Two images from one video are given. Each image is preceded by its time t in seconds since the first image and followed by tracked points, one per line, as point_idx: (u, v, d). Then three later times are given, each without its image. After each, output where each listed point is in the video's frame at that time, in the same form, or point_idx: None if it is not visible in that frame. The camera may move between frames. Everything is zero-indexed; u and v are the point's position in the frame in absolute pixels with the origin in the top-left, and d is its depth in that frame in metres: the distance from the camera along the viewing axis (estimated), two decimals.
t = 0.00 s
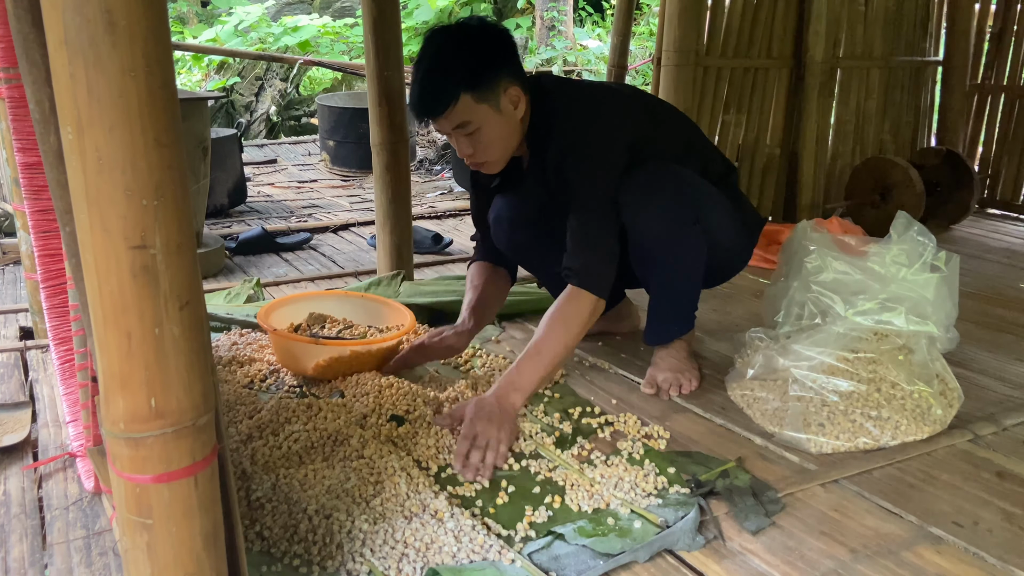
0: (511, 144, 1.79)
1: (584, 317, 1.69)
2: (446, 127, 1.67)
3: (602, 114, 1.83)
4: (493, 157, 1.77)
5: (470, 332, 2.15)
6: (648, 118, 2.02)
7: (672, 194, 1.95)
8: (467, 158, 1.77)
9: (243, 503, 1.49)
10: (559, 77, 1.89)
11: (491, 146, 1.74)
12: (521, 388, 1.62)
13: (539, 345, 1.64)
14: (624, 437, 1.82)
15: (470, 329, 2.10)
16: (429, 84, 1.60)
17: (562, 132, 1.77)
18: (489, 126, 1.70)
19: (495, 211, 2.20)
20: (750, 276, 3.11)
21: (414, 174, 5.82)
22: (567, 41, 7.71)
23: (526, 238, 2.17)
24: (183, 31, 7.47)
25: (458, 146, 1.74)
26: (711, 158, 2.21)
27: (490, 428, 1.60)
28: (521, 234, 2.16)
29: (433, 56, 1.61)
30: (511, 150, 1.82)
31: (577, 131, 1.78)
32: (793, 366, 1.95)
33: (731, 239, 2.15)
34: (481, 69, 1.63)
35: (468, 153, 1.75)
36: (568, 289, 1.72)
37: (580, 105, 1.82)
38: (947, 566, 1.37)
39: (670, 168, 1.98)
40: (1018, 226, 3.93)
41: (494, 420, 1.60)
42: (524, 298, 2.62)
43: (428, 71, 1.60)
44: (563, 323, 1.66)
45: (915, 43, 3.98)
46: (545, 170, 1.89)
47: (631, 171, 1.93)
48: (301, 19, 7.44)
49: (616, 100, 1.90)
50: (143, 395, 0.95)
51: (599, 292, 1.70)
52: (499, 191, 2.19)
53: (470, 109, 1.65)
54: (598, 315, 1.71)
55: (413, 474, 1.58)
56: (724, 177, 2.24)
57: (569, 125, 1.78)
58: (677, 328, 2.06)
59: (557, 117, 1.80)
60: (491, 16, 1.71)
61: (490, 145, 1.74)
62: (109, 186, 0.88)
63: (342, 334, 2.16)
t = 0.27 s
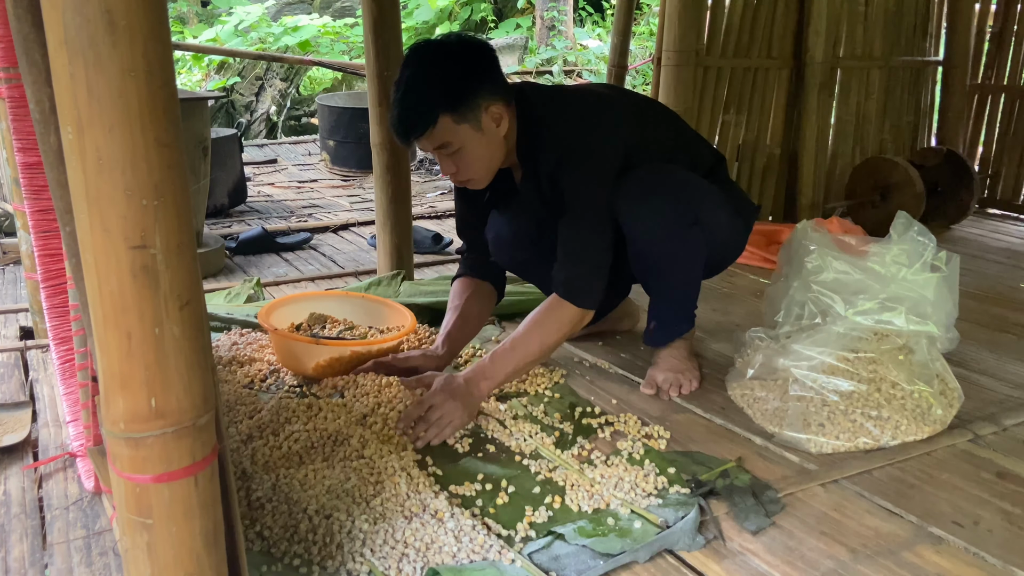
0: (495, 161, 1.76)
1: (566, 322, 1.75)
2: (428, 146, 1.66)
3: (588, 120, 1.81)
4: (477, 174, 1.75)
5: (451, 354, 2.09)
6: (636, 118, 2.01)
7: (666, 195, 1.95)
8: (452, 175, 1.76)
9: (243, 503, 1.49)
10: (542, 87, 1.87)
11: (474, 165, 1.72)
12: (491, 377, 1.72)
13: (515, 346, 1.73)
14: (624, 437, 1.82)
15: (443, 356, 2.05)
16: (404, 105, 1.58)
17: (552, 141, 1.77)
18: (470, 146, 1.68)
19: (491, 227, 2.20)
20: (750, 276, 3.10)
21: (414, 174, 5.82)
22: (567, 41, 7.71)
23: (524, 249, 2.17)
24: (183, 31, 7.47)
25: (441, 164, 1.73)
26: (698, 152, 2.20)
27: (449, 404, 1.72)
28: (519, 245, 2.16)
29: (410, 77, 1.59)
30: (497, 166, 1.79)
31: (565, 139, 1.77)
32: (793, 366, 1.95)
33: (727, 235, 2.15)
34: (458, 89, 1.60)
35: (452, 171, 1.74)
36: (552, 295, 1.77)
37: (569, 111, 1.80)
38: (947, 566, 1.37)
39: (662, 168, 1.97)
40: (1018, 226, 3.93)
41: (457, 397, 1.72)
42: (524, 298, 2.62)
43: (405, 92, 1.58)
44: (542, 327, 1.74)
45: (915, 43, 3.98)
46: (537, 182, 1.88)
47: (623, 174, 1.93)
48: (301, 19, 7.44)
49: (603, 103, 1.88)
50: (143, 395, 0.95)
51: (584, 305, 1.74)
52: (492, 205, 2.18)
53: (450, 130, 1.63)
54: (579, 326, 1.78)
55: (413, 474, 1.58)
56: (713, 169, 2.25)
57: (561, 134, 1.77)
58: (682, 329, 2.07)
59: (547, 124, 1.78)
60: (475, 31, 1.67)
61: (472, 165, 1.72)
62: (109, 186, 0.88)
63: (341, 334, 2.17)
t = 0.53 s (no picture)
0: (492, 154, 1.78)
1: (566, 316, 1.77)
2: (426, 137, 1.68)
3: (590, 118, 1.81)
4: (474, 167, 1.77)
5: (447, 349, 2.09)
6: (639, 116, 2.00)
7: (667, 193, 1.95)
8: (450, 166, 1.77)
9: (243, 502, 1.49)
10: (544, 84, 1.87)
11: (471, 157, 1.74)
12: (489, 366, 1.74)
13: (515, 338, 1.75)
14: (624, 437, 1.82)
15: (442, 354, 2.04)
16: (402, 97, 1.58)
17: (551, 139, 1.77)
18: (467, 139, 1.69)
19: (491, 225, 2.21)
20: (750, 276, 3.10)
21: (414, 174, 5.82)
22: (567, 41, 7.70)
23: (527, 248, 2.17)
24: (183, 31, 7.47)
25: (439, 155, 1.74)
26: (699, 151, 2.19)
27: (445, 390, 1.74)
28: (521, 244, 2.17)
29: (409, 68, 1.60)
30: (494, 158, 1.81)
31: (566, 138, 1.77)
32: (793, 366, 1.95)
33: (728, 235, 2.15)
34: (457, 81, 1.61)
35: (450, 163, 1.75)
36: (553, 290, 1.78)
37: (570, 109, 1.81)
38: (947, 566, 1.37)
39: (665, 167, 1.97)
40: (1018, 226, 3.93)
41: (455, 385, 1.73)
42: (524, 298, 2.62)
43: (404, 84, 1.59)
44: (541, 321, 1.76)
45: (915, 43, 3.98)
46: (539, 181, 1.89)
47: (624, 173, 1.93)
48: (301, 19, 7.44)
49: (606, 101, 1.88)
50: (143, 395, 0.95)
51: (585, 301, 1.76)
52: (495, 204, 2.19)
53: (447, 122, 1.64)
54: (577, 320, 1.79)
55: (413, 474, 1.58)
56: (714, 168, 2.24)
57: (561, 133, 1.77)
58: (681, 331, 2.06)
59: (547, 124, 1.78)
60: (474, 23, 1.68)
61: (469, 157, 1.73)
62: (109, 186, 0.88)
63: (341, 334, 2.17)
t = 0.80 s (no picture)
0: (514, 134, 1.82)
1: (564, 301, 1.83)
2: (449, 115, 1.71)
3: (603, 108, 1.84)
4: (495, 146, 1.81)
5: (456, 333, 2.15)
6: (652, 112, 2.03)
7: (678, 188, 1.95)
8: (472, 147, 1.81)
9: (243, 502, 1.49)
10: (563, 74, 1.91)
11: (494, 135, 1.78)
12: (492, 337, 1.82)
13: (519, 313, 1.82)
14: (624, 437, 1.82)
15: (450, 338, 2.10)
16: (432, 73, 1.63)
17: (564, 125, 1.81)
18: (492, 116, 1.74)
19: (502, 210, 2.23)
20: (750, 276, 3.10)
21: (414, 174, 5.82)
22: (567, 41, 7.70)
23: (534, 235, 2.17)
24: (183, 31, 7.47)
25: (461, 135, 1.78)
26: (708, 151, 2.19)
27: (448, 361, 1.81)
28: (528, 230, 2.17)
29: (435, 45, 1.64)
30: (514, 140, 1.85)
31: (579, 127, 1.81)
32: (793, 366, 1.95)
33: (734, 239, 2.14)
34: (483, 58, 1.66)
35: (471, 141, 1.79)
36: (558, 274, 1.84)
37: (585, 99, 1.84)
38: (947, 566, 1.37)
39: (678, 160, 1.98)
40: (1018, 226, 3.93)
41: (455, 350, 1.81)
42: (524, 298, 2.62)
43: (431, 62, 1.64)
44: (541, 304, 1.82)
45: (915, 43, 3.98)
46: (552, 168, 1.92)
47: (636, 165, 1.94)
48: (301, 19, 7.43)
49: (619, 95, 1.90)
50: (143, 395, 0.95)
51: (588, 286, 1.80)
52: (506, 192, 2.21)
53: (473, 97, 1.68)
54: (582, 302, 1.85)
55: (413, 474, 1.58)
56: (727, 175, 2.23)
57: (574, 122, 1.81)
58: (682, 328, 2.05)
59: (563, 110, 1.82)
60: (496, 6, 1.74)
61: (492, 135, 1.77)
62: (108, 186, 0.88)
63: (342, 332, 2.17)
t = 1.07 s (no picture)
0: (532, 122, 1.86)
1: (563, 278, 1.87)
2: (471, 100, 1.74)
3: (622, 102, 1.90)
4: (514, 133, 1.83)
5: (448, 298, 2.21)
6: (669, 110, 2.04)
7: (687, 185, 1.95)
8: (490, 134, 1.83)
9: (243, 502, 1.49)
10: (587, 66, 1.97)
11: (514, 122, 1.81)
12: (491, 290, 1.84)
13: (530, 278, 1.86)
14: (624, 436, 1.82)
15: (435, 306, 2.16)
16: (460, 56, 1.66)
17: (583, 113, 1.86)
18: (514, 103, 1.77)
19: (509, 197, 2.29)
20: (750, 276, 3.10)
21: (414, 173, 5.82)
22: (567, 41, 7.70)
23: (538, 221, 2.21)
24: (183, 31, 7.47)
25: (481, 121, 1.80)
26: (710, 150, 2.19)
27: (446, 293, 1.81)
28: (534, 216, 2.21)
29: (463, 29, 1.67)
30: (531, 129, 1.89)
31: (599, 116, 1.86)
32: (793, 366, 1.95)
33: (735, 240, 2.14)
34: (509, 45, 1.70)
35: (490, 128, 1.81)
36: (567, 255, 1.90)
37: (607, 90, 1.90)
38: (947, 566, 1.37)
39: (689, 159, 1.98)
40: (1018, 226, 3.93)
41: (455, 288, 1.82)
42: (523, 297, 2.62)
43: (457, 46, 1.66)
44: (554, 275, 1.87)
45: (915, 43, 3.98)
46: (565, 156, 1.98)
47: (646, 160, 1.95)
48: (301, 19, 7.43)
49: (641, 91, 1.97)
50: (143, 394, 0.95)
51: (594, 270, 1.87)
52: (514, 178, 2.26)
53: (497, 83, 1.71)
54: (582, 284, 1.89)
55: (413, 474, 1.58)
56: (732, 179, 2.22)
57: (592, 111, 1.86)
58: (681, 329, 2.03)
59: (585, 97, 1.87)
60: None
61: (513, 122, 1.81)
62: (108, 186, 0.88)
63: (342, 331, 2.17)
